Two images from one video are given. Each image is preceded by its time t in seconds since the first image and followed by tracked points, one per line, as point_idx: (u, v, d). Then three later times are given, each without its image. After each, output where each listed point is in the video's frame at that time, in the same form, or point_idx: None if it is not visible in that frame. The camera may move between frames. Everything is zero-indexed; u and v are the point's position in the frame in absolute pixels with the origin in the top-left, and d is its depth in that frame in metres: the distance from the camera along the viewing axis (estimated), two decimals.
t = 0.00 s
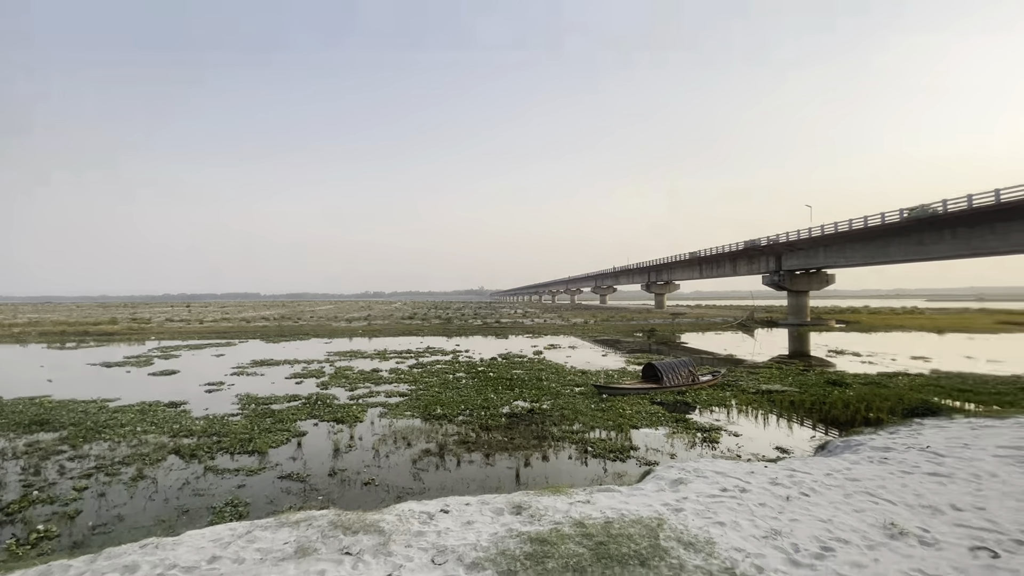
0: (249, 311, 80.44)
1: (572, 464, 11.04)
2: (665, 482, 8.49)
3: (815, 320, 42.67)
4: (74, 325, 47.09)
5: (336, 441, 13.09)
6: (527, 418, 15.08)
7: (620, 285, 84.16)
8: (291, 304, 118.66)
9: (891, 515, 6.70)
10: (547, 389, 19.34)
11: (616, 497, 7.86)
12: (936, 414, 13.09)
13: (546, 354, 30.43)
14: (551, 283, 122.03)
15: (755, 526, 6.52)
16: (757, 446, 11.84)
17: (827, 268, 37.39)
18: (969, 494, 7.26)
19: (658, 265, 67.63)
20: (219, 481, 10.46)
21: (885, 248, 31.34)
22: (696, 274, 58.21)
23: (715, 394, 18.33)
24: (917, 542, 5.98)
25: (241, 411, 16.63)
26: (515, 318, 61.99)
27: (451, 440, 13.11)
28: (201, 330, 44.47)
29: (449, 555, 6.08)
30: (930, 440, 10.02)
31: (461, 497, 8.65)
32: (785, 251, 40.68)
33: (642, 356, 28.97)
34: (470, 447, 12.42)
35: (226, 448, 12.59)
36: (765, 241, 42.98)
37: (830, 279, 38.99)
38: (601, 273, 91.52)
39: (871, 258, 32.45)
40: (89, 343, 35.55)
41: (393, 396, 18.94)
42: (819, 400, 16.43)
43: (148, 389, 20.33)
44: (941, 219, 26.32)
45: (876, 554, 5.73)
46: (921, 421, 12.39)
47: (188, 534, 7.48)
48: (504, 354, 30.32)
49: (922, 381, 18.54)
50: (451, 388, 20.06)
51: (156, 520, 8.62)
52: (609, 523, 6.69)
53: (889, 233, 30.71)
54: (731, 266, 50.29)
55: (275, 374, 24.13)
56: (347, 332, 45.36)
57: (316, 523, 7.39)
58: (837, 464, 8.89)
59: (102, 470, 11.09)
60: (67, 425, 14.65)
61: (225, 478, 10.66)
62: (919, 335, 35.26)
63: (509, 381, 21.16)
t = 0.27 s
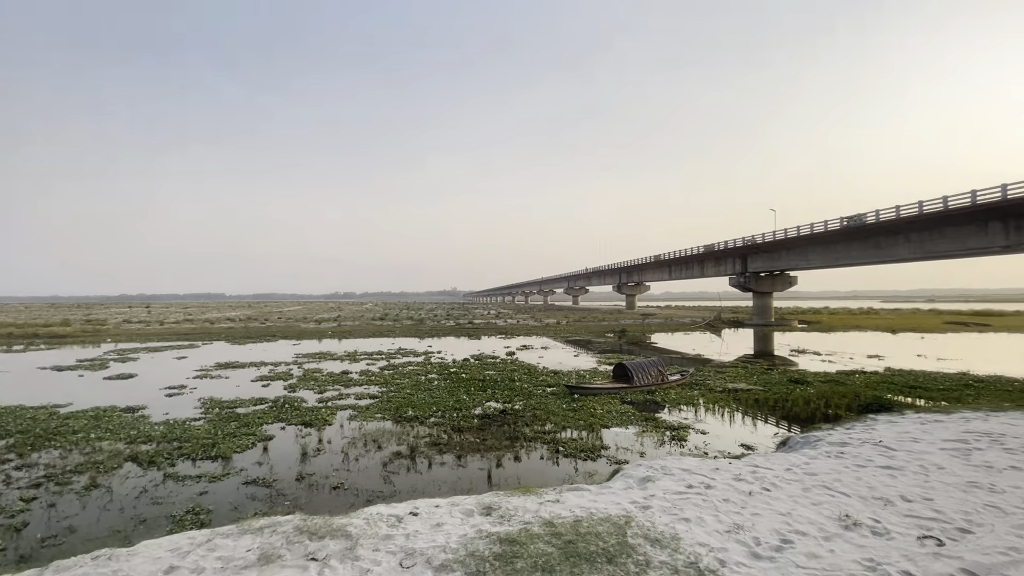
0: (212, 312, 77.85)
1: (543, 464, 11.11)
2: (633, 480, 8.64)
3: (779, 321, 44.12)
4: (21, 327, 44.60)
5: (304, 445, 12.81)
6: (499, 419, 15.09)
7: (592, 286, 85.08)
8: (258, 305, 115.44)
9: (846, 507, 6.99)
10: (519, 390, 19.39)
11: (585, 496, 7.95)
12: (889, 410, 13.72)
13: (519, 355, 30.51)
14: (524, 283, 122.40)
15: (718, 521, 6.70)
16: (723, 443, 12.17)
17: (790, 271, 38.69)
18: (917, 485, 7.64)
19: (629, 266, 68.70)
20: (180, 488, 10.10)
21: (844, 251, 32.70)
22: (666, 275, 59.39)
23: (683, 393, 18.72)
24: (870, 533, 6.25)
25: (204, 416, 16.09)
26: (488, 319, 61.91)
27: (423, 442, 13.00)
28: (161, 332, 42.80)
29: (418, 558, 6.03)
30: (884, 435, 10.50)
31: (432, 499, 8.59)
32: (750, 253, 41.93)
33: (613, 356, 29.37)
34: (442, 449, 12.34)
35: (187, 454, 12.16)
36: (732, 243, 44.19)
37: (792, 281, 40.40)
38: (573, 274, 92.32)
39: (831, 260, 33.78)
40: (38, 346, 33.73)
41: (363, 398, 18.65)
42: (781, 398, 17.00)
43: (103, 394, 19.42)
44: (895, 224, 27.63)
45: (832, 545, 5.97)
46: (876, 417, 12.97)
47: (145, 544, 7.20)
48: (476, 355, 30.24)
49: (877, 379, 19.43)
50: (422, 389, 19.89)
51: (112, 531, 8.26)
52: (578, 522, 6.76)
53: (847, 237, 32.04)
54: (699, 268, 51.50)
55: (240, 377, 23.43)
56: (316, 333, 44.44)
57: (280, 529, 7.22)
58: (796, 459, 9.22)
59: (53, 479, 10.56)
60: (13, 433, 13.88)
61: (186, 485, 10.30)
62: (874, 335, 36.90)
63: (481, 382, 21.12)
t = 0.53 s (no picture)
0: (173, 314, 75.05)
1: (514, 465, 11.11)
2: (601, 480, 8.74)
3: (744, 322, 45.43)
4: None
5: (269, 451, 12.46)
6: (470, 421, 15.03)
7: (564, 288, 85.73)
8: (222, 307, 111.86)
9: (804, 502, 7.25)
10: (491, 391, 19.36)
11: (554, 497, 8.00)
12: (846, 408, 14.29)
13: (491, 357, 30.47)
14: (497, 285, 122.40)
15: (683, 518, 6.84)
16: (690, 442, 12.43)
17: (754, 274, 39.87)
18: (870, 479, 7.98)
19: (600, 268, 69.54)
20: (136, 498, 9.68)
21: (805, 254, 33.92)
22: (636, 277, 60.37)
23: (652, 393, 19.05)
24: (825, 526, 6.49)
25: (163, 422, 15.48)
26: (461, 321, 61.59)
27: (392, 446, 12.83)
28: (117, 335, 40.99)
29: (384, 564, 5.94)
30: (840, 431, 10.93)
31: (400, 503, 8.48)
32: (717, 256, 43.03)
33: (585, 357, 29.66)
34: (412, 452, 12.20)
35: (144, 462, 11.66)
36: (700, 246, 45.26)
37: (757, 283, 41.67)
38: (546, 276, 92.82)
39: (793, 264, 35.00)
40: None
41: (332, 402, 18.28)
42: (746, 397, 17.49)
43: (52, 401, 18.44)
44: (852, 229, 28.86)
45: (789, 538, 6.18)
46: (834, 414, 13.49)
47: (94, 558, 6.87)
48: (448, 357, 30.04)
49: (835, 378, 20.18)
50: (393, 392, 19.63)
51: (60, 545, 7.85)
52: (546, 522, 6.79)
53: (808, 241, 33.27)
54: (668, 270, 52.54)
55: (202, 381, 22.63)
56: (284, 336, 43.31)
57: (241, 538, 7.00)
58: (758, 457, 9.50)
59: None
60: None
61: (142, 494, 9.88)
62: (833, 335, 38.36)
63: (453, 385, 20.99)
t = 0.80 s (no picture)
0: (129, 316, 71.88)
1: (485, 468, 11.09)
2: (570, 480, 8.81)
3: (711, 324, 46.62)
4: None
5: (231, 457, 12.06)
6: (441, 424, 14.90)
7: (536, 290, 86.14)
8: (182, 309, 107.83)
9: (764, 498, 7.48)
10: (462, 394, 19.25)
11: (523, 499, 8.01)
12: (806, 406, 14.83)
13: (462, 359, 30.34)
14: (469, 287, 121.99)
15: (649, 517, 6.95)
16: (658, 442, 12.67)
17: (720, 277, 40.94)
18: (826, 475, 8.30)
19: (571, 271, 70.20)
20: (86, 510, 9.21)
21: (768, 258, 35.10)
22: (607, 280, 61.17)
23: (622, 394, 19.33)
24: (785, 521, 6.71)
25: (117, 429, 14.79)
26: (432, 324, 61.09)
27: (361, 450, 12.60)
28: (67, 338, 38.94)
29: (349, 571, 5.83)
30: (800, 429, 11.34)
31: (367, 508, 8.34)
32: (685, 259, 44.04)
33: (556, 359, 29.87)
34: (381, 456, 12.03)
35: (96, 472, 11.11)
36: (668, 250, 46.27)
37: (723, 286, 42.83)
38: (518, 278, 93.06)
39: (757, 267, 36.16)
40: None
41: (298, 406, 17.83)
42: (712, 397, 17.94)
43: None
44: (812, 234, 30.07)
45: (751, 534, 6.36)
46: (795, 413, 13.97)
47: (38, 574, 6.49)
48: (419, 360, 29.74)
49: (796, 378, 20.92)
50: (361, 396, 19.30)
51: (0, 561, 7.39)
52: (515, 524, 6.80)
53: (771, 246, 34.46)
54: (638, 273, 53.44)
55: (160, 386, 21.70)
56: (248, 339, 42.03)
57: (198, 549, 6.75)
58: (722, 455, 9.76)
59: None
60: None
61: (93, 506, 9.40)
62: (795, 337, 39.75)
63: (423, 388, 20.79)
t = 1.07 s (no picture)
0: (85, 317, 68.71)
1: (458, 471, 11.03)
2: (543, 482, 8.84)
3: (681, 325, 47.55)
4: None
5: (194, 464, 11.65)
6: (414, 427, 14.74)
7: (510, 292, 86.24)
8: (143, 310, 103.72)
9: (731, 495, 7.66)
10: (435, 397, 19.08)
11: (495, 501, 8.00)
12: (771, 406, 15.28)
13: (436, 361, 30.12)
14: (443, 289, 121.29)
15: (620, 516, 7.04)
16: (630, 442, 12.84)
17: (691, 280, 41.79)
18: (790, 472, 8.56)
19: (545, 273, 70.60)
20: (36, 522, 8.75)
21: (736, 262, 36.05)
22: (580, 282, 61.71)
23: (594, 395, 19.51)
24: (750, 517, 6.89)
25: (71, 436, 14.10)
26: (406, 326, 60.48)
27: (331, 455, 12.36)
28: (17, 341, 36.92)
29: None
30: (765, 428, 11.67)
31: (336, 514, 8.18)
32: (656, 262, 44.82)
33: (530, 360, 29.96)
34: (352, 460, 11.81)
35: (47, 481, 10.57)
36: (640, 253, 47.02)
37: (693, 289, 43.76)
38: (493, 280, 92.94)
39: (725, 270, 37.08)
40: None
41: (266, 411, 17.36)
42: (682, 397, 18.29)
43: None
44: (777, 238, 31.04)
45: (718, 531, 6.50)
46: (761, 412, 14.36)
47: None
48: (392, 362, 29.35)
49: (762, 378, 21.54)
50: (332, 399, 18.93)
51: None
52: (486, 527, 6.78)
53: (738, 249, 35.40)
54: (611, 276, 54.10)
55: (118, 391, 20.80)
56: (213, 341, 40.73)
57: (157, 560, 6.49)
58: (691, 454, 9.96)
59: None
60: None
61: (44, 517, 8.94)
62: (761, 338, 40.92)
63: (396, 390, 20.52)
